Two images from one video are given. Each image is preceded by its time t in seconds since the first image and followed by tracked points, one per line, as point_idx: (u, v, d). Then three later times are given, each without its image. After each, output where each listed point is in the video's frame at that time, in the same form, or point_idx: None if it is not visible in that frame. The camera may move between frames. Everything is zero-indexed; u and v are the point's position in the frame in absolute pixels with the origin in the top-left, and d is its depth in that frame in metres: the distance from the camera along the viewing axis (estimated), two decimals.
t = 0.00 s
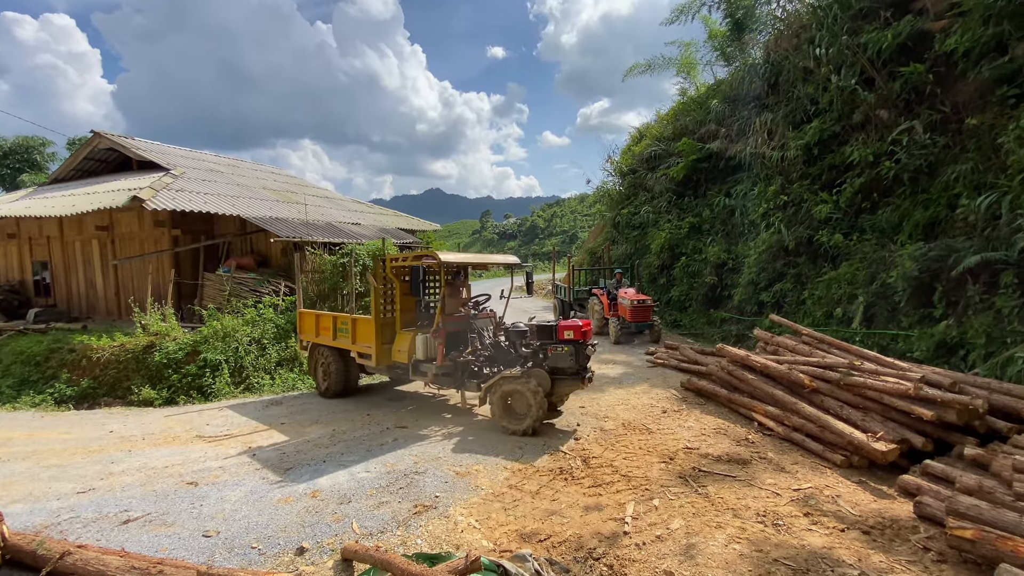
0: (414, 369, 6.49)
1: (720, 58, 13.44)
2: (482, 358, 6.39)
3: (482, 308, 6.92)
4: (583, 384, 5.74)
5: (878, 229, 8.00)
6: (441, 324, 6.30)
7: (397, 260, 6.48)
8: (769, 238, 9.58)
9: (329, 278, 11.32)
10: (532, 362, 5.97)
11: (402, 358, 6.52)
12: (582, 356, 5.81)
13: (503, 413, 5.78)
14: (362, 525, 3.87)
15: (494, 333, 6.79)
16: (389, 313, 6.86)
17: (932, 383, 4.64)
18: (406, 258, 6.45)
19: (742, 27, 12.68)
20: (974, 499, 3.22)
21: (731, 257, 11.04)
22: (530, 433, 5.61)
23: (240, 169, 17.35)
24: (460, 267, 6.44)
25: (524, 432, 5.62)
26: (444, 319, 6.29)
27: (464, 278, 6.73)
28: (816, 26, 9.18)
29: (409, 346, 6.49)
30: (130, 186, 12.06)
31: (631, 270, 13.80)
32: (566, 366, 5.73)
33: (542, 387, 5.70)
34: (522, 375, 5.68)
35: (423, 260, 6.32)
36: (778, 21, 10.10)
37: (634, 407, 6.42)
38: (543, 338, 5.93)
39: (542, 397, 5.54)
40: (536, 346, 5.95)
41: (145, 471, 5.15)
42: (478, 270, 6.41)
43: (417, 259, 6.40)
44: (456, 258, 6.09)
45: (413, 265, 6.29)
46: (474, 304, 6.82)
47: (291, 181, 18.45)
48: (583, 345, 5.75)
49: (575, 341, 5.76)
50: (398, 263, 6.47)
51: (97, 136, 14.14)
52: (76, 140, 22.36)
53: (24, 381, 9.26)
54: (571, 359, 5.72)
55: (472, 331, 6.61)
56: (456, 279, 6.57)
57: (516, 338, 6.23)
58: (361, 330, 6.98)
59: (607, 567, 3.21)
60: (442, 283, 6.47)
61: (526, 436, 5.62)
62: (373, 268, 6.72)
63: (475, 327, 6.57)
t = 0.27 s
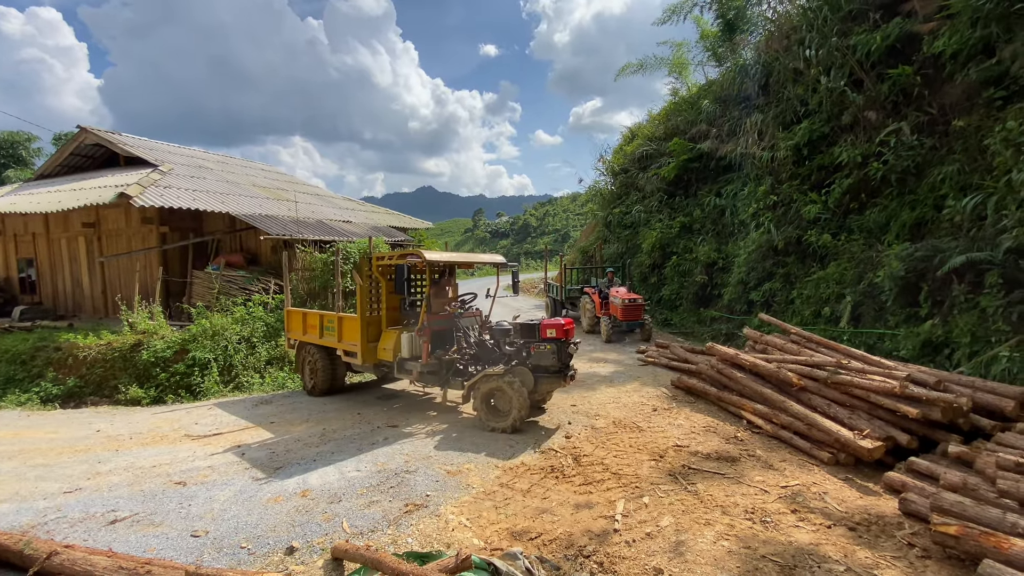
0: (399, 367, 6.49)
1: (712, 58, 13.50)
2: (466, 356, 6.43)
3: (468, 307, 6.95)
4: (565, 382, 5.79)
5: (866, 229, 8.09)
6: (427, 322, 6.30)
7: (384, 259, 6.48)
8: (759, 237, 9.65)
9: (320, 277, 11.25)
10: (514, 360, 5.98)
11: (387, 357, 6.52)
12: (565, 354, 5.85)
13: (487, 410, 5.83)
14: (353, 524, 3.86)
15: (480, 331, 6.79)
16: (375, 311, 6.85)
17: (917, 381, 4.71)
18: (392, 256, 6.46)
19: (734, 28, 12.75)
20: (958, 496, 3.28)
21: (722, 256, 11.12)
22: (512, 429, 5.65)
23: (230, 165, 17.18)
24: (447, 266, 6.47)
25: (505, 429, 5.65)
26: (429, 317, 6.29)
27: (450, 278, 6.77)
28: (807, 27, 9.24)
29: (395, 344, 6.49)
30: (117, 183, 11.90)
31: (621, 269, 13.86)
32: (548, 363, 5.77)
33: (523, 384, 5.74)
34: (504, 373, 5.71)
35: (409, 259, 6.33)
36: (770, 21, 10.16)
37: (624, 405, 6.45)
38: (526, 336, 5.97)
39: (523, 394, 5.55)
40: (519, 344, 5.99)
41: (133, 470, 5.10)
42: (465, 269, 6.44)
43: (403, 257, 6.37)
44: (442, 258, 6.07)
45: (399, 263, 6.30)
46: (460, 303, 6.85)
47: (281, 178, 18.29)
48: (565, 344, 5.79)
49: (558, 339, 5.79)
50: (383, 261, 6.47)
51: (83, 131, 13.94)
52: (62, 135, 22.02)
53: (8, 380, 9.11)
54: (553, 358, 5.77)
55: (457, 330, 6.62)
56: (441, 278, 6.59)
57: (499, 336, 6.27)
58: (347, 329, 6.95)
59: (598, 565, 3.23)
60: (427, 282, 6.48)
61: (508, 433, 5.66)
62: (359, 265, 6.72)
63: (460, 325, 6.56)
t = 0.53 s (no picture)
0: (391, 366, 6.47)
1: (704, 59, 13.56)
2: (459, 355, 6.42)
3: (460, 306, 6.94)
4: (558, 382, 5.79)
5: (855, 230, 8.17)
6: (419, 321, 6.29)
7: (376, 257, 6.47)
8: (750, 237, 9.71)
9: (312, 275, 11.19)
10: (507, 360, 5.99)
11: (380, 356, 6.51)
12: (557, 354, 5.85)
13: (479, 410, 5.83)
14: (344, 524, 3.85)
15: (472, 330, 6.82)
16: (367, 310, 6.82)
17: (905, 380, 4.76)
18: (385, 255, 6.45)
19: (726, 29, 12.80)
20: (944, 493, 3.33)
21: (713, 256, 11.18)
22: (505, 429, 5.64)
23: (221, 163, 17.04)
24: (439, 265, 6.46)
25: (497, 428, 5.65)
26: (422, 317, 6.28)
27: (443, 277, 6.77)
28: (798, 29, 9.30)
29: (387, 344, 6.47)
30: (105, 180, 11.76)
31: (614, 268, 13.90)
32: (540, 363, 5.79)
33: (517, 384, 5.74)
34: (497, 372, 5.71)
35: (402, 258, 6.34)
36: (761, 22, 10.21)
37: (617, 404, 6.47)
38: (519, 336, 6.05)
39: (515, 393, 5.55)
40: (512, 343, 6.01)
41: (122, 471, 5.04)
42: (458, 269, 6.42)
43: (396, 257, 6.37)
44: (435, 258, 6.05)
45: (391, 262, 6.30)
46: (453, 303, 6.85)
47: (272, 176, 18.15)
48: (558, 343, 5.80)
49: (551, 339, 5.80)
50: (376, 260, 6.46)
51: (71, 128, 13.77)
52: (50, 132, 21.75)
53: None
54: (546, 357, 5.78)
55: (450, 329, 6.61)
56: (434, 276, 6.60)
57: (492, 335, 6.27)
58: (339, 328, 6.92)
59: (589, 563, 3.23)
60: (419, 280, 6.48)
61: (500, 432, 5.66)
62: (351, 264, 6.68)
63: (453, 325, 6.55)
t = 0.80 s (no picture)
0: (387, 366, 6.46)
1: (700, 59, 13.57)
2: (455, 355, 6.40)
3: (456, 306, 6.92)
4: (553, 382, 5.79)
5: (849, 230, 8.20)
6: (415, 321, 6.29)
7: (372, 257, 6.47)
8: (745, 237, 9.74)
9: (307, 275, 11.15)
10: (503, 359, 5.98)
11: (376, 355, 6.50)
12: (552, 354, 5.86)
13: (473, 409, 5.82)
14: (338, 524, 3.84)
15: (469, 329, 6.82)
16: (362, 310, 6.79)
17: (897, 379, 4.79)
18: (380, 255, 6.45)
19: (722, 29, 12.82)
20: (936, 491, 3.35)
21: (709, 256, 11.21)
22: (499, 428, 5.65)
23: (215, 162, 16.94)
24: (435, 265, 6.45)
25: (492, 428, 5.65)
26: (418, 316, 6.29)
27: (439, 277, 6.76)
28: (793, 30, 9.33)
29: (383, 343, 6.45)
30: (98, 178, 11.68)
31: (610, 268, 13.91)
32: (536, 362, 5.78)
33: (511, 383, 5.73)
34: (493, 372, 5.70)
35: (397, 257, 6.35)
36: (757, 23, 10.23)
37: (612, 403, 6.48)
38: (514, 335, 6.00)
39: (510, 393, 5.55)
40: (507, 342, 6.00)
41: (114, 471, 5.01)
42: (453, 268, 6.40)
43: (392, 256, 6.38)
44: (431, 257, 6.03)
45: (387, 261, 6.30)
46: (449, 302, 6.83)
47: (267, 174, 18.08)
48: (553, 343, 5.80)
49: (545, 339, 5.80)
50: (371, 259, 6.46)
51: (63, 126, 13.66)
52: (42, 130, 21.57)
53: None
54: (541, 357, 5.78)
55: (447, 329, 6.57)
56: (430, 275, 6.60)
57: (487, 335, 6.16)
58: (334, 327, 6.89)
59: (583, 562, 3.24)
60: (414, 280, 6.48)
61: (494, 432, 5.66)
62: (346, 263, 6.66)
63: (449, 324, 6.51)
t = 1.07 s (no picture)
0: (389, 365, 6.46)
1: (700, 59, 13.57)
2: (456, 355, 6.41)
3: (458, 306, 6.93)
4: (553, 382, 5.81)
5: (849, 229, 8.21)
6: (417, 321, 6.30)
7: (373, 256, 6.46)
8: (745, 237, 9.75)
9: (307, 275, 11.15)
10: (503, 359, 5.98)
11: (378, 355, 6.50)
12: (553, 354, 5.86)
13: (473, 409, 5.83)
14: (339, 524, 3.84)
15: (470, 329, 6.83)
16: (363, 310, 6.78)
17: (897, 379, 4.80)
18: (382, 255, 6.45)
19: (722, 28, 12.82)
20: (936, 490, 3.37)
21: (709, 256, 11.21)
22: (499, 428, 5.65)
23: (216, 162, 16.95)
24: (436, 265, 6.45)
25: (492, 428, 5.65)
26: (420, 316, 6.29)
27: (440, 277, 6.77)
28: (793, 30, 9.34)
29: (385, 343, 6.46)
30: (98, 179, 11.68)
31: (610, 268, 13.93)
32: (536, 363, 5.78)
33: (511, 383, 5.74)
34: (493, 372, 5.71)
35: (399, 257, 6.35)
36: (757, 23, 10.24)
37: (613, 403, 6.49)
38: (514, 335, 6.00)
39: (509, 393, 5.54)
40: (508, 343, 6.01)
41: (114, 471, 5.02)
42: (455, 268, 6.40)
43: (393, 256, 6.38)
44: (432, 257, 6.04)
45: (389, 261, 6.30)
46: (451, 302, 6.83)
47: (268, 175, 18.08)
48: (552, 343, 5.80)
49: (546, 339, 5.80)
50: (373, 259, 6.45)
51: (64, 126, 13.66)
52: (42, 130, 21.58)
53: None
54: (541, 357, 5.77)
55: (448, 328, 6.60)
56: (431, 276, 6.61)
57: (488, 334, 6.19)
58: (336, 327, 6.90)
59: (584, 562, 3.25)
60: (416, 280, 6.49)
61: (494, 431, 5.67)
62: (348, 263, 6.66)
63: (450, 324, 6.51)
